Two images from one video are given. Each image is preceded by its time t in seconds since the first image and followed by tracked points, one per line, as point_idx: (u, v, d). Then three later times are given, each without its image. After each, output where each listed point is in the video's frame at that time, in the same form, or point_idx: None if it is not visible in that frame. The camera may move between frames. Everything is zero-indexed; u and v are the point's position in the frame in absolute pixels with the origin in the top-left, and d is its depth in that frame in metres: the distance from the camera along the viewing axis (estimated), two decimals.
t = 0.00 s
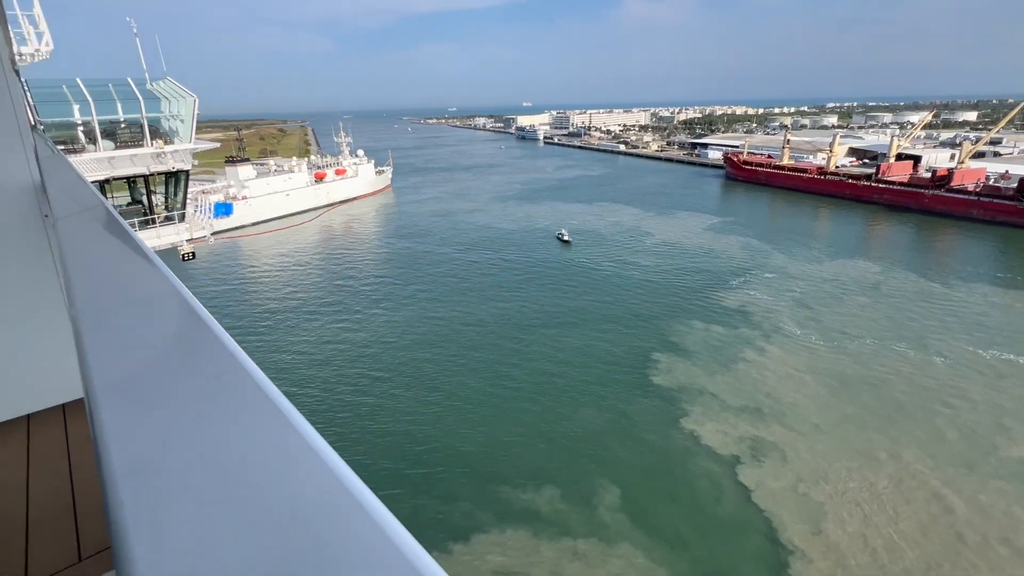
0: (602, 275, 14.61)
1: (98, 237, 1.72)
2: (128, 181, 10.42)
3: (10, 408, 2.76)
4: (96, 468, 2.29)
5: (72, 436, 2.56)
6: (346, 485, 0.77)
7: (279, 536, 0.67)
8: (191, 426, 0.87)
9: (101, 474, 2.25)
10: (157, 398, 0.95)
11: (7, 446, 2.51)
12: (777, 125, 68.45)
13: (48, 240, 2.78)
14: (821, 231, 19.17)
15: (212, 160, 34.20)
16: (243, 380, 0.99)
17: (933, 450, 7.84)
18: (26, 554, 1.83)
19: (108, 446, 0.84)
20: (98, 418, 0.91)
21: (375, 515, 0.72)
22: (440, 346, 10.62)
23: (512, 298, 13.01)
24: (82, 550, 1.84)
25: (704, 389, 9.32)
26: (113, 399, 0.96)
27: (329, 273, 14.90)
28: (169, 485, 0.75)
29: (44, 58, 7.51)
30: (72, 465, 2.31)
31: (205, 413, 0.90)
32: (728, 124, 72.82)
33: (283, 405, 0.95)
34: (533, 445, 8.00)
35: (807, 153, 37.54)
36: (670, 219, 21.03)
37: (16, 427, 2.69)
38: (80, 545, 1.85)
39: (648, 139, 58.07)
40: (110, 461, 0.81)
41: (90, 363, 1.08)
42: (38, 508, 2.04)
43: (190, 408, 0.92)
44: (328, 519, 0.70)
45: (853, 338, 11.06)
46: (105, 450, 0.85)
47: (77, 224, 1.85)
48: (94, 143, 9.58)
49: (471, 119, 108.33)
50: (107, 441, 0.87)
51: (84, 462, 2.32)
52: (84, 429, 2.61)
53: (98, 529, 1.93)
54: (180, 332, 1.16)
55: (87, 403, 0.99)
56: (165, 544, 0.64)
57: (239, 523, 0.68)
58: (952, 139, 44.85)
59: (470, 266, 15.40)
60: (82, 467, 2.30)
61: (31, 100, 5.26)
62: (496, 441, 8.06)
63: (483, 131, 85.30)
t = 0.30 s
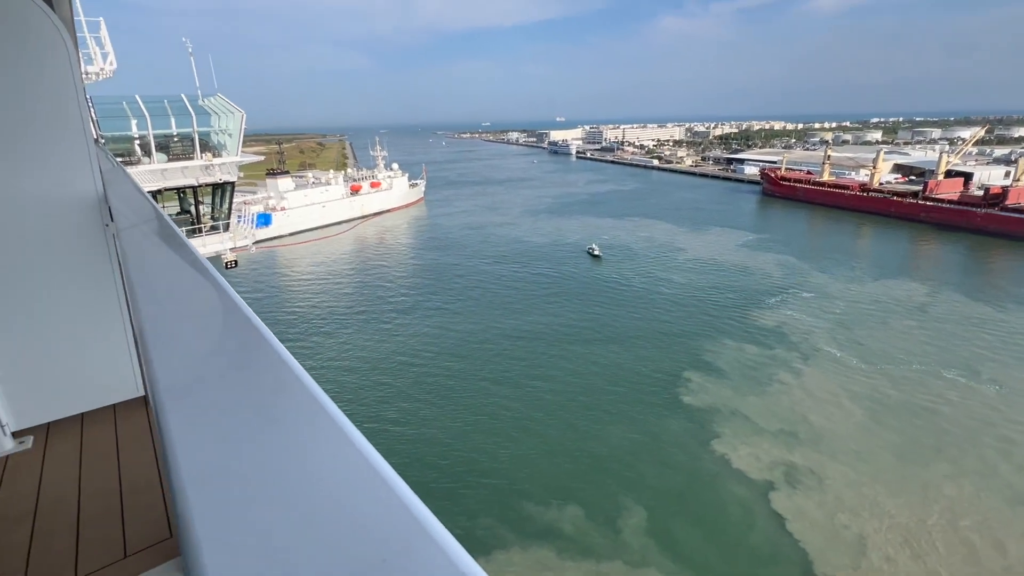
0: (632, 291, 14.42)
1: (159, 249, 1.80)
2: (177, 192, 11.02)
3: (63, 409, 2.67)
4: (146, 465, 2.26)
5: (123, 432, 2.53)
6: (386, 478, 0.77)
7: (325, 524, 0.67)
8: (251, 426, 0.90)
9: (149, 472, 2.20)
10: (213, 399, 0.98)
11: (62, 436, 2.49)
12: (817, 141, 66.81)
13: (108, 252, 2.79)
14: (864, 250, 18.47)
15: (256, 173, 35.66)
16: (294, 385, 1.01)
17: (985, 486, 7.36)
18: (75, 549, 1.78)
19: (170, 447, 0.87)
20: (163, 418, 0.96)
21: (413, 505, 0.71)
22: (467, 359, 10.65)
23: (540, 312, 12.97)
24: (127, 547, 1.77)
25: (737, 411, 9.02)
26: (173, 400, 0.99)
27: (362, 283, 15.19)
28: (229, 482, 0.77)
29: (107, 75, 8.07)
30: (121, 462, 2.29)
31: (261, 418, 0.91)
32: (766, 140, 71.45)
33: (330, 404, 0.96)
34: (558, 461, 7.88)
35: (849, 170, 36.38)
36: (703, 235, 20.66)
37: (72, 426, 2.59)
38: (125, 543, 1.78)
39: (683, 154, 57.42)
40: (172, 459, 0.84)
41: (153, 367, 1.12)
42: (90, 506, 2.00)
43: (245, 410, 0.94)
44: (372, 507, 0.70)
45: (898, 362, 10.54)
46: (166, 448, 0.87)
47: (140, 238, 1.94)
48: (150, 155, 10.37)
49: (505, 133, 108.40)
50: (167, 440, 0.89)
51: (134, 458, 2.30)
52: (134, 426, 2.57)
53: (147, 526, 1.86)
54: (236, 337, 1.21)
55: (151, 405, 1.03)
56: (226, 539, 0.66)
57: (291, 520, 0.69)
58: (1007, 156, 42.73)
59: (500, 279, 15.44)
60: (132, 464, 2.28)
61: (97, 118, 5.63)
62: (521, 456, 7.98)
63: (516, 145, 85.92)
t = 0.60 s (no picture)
0: (656, 305, 14.24)
1: (193, 263, 1.84)
2: (213, 203, 11.43)
3: (100, 414, 2.68)
4: (175, 469, 2.31)
5: (156, 432, 2.61)
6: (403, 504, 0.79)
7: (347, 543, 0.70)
8: (277, 440, 0.93)
9: (179, 477, 2.25)
10: (242, 412, 1.01)
11: (100, 437, 2.57)
12: (850, 155, 65.45)
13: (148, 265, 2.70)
14: (899, 267, 17.88)
15: (285, 185, 36.63)
16: (319, 402, 1.03)
17: None
18: (105, 550, 1.84)
19: (202, 459, 0.90)
20: (194, 427, 0.98)
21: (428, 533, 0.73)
22: (488, 371, 10.66)
23: (562, 326, 12.91)
24: (155, 553, 1.80)
25: (764, 431, 8.77)
26: (203, 411, 1.02)
27: (386, 294, 15.40)
28: (258, 495, 0.80)
29: (152, 92, 8.52)
30: (153, 466, 2.35)
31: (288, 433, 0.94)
32: (796, 154, 70.26)
33: (354, 424, 0.99)
34: (578, 477, 7.78)
35: (883, 185, 35.40)
36: (730, 250, 20.32)
37: (108, 428, 2.64)
38: (153, 545, 1.84)
39: (710, 168, 56.83)
40: (204, 471, 0.87)
41: (186, 372, 1.17)
42: (121, 509, 2.06)
43: (273, 424, 0.97)
44: (388, 533, 0.73)
45: (936, 385, 10.12)
46: (199, 457, 0.91)
47: (177, 252, 1.97)
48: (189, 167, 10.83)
49: (529, 146, 108.45)
50: (198, 449, 0.92)
51: (164, 462, 2.36)
52: (165, 430, 2.63)
53: (174, 532, 1.90)
54: (264, 351, 1.23)
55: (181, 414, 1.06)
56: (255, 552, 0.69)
57: (315, 538, 0.72)
58: None
59: (522, 292, 15.46)
60: (162, 468, 2.33)
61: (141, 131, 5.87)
62: (540, 470, 7.91)
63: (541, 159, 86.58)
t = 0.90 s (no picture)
0: (673, 319, 14.07)
1: (220, 275, 1.86)
2: (237, 214, 11.72)
3: (125, 418, 2.71)
4: (195, 477, 2.34)
5: (179, 438, 2.64)
6: (415, 524, 0.76)
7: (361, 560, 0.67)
8: (294, 452, 0.91)
9: (197, 485, 2.27)
10: (261, 423, 1.00)
11: (124, 443, 2.61)
12: (873, 168, 64.26)
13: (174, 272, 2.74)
14: (926, 282, 17.41)
15: (306, 197, 37.28)
16: (336, 416, 1.01)
17: None
18: (126, 555, 1.87)
19: (220, 471, 0.88)
20: (216, 438, 0.98)
21: (442, 554, 0.69)
22: (503, 383, 10.62)
23: (578, 339, 12.83)
24: (174, 559, 1.82)
25: (785, 449, 8.54)
26: (223, 421, 1.01)
27: (403, 305, 15.50)
28: (273, 507, 0.78)
29: (181, 106, 8.79)
30: (173, 472, 2.37)
31: (304, 445, 0.92)
32: (817, 167, 69.25)
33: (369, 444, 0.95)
34: (592, 492, 7.66)
35: (909, 199, 34.65)
36: (750, 263, 20.03)
37: (132, 433, 2.68)
38: (171, 551, 1.86)
39: (729, 181, 56.36)
40: (222, 481, 0.86)
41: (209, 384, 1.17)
42: (143, 515, 2.08)
43: (291, 436, 0.96)
44: (397, 554, 0.69)
45: (966, 405, 9.78)
46: (218, 469, 0.90)
47: (203, 266, 2.01)
48: (215, 179, 11.13)
49: (546, 159, 108.54)
50: (218, 460, 0.91)
51: (185, 470, 2.38)
52: (187, 436, 2.65)
53: (192, 539, 1.92)
54: (285, 364, 1.23)
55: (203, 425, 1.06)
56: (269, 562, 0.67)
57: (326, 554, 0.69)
58: None
59: (538, 304, 15.43)
60: (183, 475, 2.35)
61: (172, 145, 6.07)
62: (554, 484, 7.81)
63: (558, 171, 86.88)
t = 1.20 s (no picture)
0: (685, 330, 13.96)
1: (235, 286, 1.88)
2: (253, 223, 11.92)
3: (141, 425, 2.75)
4: (209, 485, 2.36)
5: (193, 445, 2.68)
6: (421, 537, 0.74)
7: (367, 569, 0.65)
8: (305, 462, 0.90)
9: (210, 493, 2.30)
10: (273, 433, 0.99)
11: (140, 450, 2.64)
12: (890, 179, 63.54)
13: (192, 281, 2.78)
14: (944, 294, 17.09)
15: (320, 206, 37.69)
16: (347, 430, 1.00)
17: None
18: (139, 560, 1.91)
19: (229, 480, 0.87)
20: (226, 447, 0.97)
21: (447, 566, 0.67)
22: (512, 393, 10.60)
23: (588, 349, 12.77)
24: (187, 566, 1.86)
25: (799, 464, 8.38)
26: (234, 431, 1.00)
27: (413, 314, 15.56)
28: (280, 515, 0.76)
29: (200, 118, 8.99)
30: (187, 479, 2.40)
31: (315, 457, 0.91)
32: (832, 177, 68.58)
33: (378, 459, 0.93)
34: (601, 505, 7.57)
35: (926, 209, 34.14)
36: (763, 274, 19.83)
37: (148, 438, 2.73)
38: (183, 558, 1.90)
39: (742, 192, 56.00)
40: (232, 487, 0.85)
41: (222, 394, 1.17)
42: (156, 522, 2.12)
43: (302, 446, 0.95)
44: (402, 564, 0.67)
45: (986, 421, 9.54)
46: (228, 476, 0.89)
47: (220, 276, 2.03)
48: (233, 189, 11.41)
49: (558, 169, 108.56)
50: (229, 468, 0.90)
51: (198, 477, 2.42)
52: (201, 444, 2.68)
53: (205, 548, 1.95)
54: (298, 375, 1.23)
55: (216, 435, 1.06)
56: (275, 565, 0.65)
57: (331, 562, 0.67)
58: None
59: (548, 314, 15.41)
60: (197, 483, 2.38)
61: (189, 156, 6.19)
62: (562, 496, 7.74)
63: (569, 181, 87.00)
